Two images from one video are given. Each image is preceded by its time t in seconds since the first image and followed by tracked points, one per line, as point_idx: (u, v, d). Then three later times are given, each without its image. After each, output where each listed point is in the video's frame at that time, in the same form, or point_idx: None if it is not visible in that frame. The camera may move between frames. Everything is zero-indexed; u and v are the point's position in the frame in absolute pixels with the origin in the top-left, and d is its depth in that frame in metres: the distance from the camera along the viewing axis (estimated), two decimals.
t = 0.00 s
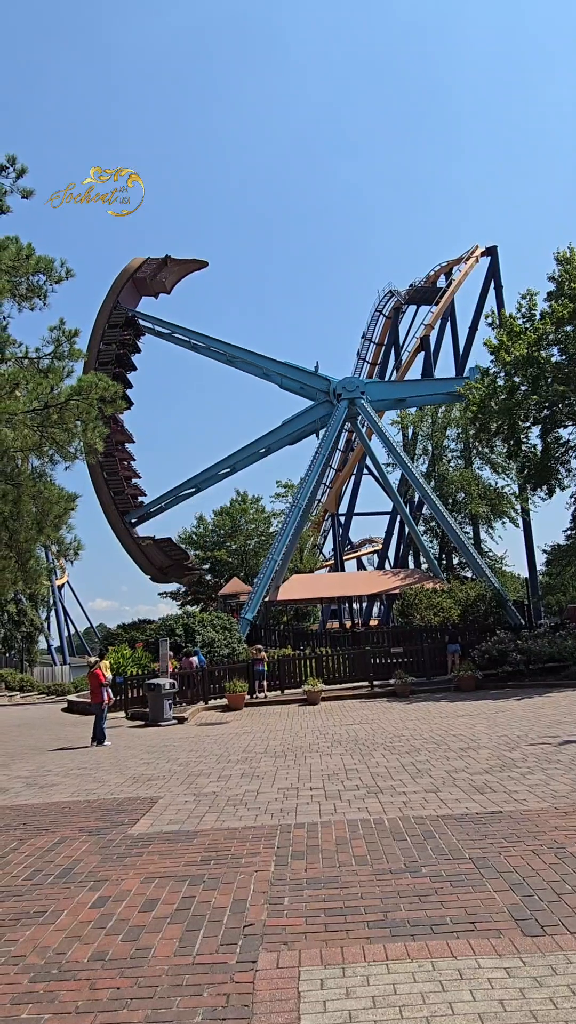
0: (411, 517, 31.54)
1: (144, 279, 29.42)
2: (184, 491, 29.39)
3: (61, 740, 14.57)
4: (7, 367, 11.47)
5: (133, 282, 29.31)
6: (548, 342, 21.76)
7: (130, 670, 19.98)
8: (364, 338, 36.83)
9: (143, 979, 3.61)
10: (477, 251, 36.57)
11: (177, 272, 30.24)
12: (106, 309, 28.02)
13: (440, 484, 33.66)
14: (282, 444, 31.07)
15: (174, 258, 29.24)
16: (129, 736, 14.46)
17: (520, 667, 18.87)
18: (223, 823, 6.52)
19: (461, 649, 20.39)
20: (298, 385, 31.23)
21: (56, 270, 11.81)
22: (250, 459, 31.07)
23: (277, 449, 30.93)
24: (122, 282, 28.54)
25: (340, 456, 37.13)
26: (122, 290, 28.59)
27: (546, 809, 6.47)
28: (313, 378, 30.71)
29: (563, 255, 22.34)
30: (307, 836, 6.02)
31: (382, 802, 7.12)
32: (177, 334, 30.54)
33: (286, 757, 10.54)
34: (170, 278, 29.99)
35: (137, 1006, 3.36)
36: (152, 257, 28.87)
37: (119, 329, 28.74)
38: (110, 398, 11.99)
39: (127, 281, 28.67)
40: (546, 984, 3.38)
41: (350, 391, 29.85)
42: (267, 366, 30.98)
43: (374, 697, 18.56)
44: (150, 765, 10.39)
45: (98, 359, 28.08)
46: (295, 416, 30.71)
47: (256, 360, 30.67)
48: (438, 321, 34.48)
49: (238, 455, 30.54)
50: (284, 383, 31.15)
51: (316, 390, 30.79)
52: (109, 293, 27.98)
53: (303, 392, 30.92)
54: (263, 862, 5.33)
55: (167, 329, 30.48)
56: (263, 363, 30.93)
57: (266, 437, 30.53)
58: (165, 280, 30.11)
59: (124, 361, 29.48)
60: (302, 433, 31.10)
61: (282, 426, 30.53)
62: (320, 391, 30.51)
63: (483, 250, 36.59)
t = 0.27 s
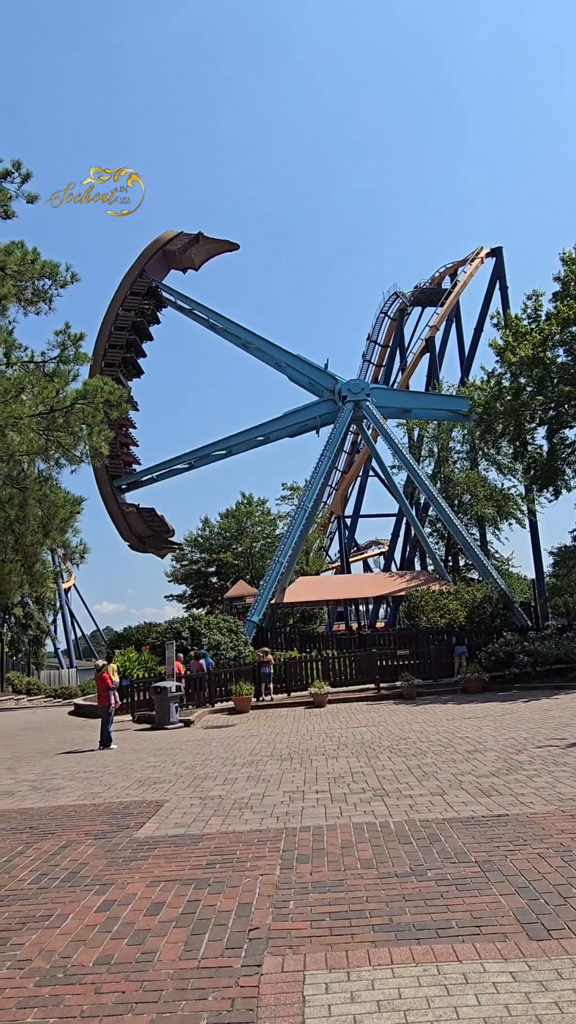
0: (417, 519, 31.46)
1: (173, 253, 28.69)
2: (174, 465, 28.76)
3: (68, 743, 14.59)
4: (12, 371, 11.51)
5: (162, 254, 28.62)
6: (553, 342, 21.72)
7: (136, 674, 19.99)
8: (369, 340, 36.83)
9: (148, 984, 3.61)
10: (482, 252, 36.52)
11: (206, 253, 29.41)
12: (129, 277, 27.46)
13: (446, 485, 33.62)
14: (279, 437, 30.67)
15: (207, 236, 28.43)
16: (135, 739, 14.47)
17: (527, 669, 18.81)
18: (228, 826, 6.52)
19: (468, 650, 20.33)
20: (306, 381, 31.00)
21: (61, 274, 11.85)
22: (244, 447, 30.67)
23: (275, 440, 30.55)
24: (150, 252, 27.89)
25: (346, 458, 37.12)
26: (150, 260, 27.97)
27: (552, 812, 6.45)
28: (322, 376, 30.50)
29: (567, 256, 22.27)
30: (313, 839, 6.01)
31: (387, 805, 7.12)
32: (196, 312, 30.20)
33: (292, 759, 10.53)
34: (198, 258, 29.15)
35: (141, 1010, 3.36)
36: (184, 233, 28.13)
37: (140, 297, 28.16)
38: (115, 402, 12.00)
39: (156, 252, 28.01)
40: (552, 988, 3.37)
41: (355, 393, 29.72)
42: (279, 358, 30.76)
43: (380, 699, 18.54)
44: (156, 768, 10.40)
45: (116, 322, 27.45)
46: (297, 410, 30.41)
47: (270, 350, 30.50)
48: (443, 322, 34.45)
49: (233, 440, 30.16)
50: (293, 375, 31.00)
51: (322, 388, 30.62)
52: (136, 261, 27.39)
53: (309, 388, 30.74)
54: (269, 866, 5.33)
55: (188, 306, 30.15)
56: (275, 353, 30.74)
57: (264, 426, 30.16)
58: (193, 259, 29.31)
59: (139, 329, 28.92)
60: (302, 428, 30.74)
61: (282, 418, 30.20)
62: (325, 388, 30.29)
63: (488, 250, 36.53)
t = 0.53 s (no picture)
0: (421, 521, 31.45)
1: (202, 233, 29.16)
2: (168, 440, 28.73)
3: (74, 746, 14.62)
4: (17, 375, 11.57)
5: (192, 233, 29.04)
6: (557, 343, 21.72)
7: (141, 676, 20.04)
8: (372, 342, 36.86)
9: (154, 986, 3.62)
10: (485, 253, 36.52)
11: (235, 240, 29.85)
12: (154, 251, 27.70)
13: (451, 487, 33.59)
14: (279, 428, 30.62)
15: (238, 221, 28.95)
16: (141, 742, 14.50)
17: (532, 671, 18.79)
18: (233, 829, 6.53)
19: (473, 652, 20.29)
20: (314, 377, 30.99)
21: (64, 278, 11.90)
22: (243, 433, 30.66)
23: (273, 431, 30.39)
24: (180, 229, 28.37)
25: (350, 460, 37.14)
26: (178, 237, 28.41)
27: (557, 813, 6.45)
28: (330, 373, 30.45)
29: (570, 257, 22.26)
30: (318, 841, 6.02)
31: (393, 807, 7.12)
32: (215, 296, 30.15)
33: (297, 762, 10.55)
34: (226, 243, 29.52)
35: (147, 1012, 3.38)
36: (217, 215, 28.74)
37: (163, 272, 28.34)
38: (118, 405, 12.04)
39: (185, 229, 28.48)
40: (557, 990, 3.37)
41: (358, 395, 29.61)
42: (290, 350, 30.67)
43: (385, 701, 18.53)
44: (161, 771, 10.42)
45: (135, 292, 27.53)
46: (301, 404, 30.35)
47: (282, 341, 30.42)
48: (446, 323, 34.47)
49: (233, 426, 30.11)
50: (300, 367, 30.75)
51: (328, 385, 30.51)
52: (164, 235, 27.74)
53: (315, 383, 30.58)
54: (274, 868, 5.34)
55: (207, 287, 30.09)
56: (287, 345, 30.69)
57: (265, 415, 30.12)
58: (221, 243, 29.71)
59: (158, 303, 29.00)
60: (302, 422, 30.68)
61: (284, 410, 30.16)
62: (330, 385, 30.29)
63: (491, 251, 36.53)
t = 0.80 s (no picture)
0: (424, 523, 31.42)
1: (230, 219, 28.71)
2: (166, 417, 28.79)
3: (79, 750, 14.62)
4: (20, 380, 11.60)
5: (220, 217, 28.75)
6: (559, 345, 21.73)
7: (145, 680, 20.04)
8: (374, 344, 36.90)
9: (163, 992, 3.62)
10: (486, 255, 36.56)
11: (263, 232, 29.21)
12: (179, 231, 27.83)
13: (453, 489, 33.60)
14: (278, 420, 30.54)
15: (266, 211, 28.24)
16: (146, 746, 14.49)
17: (536, 673, 18.77)
18: (239, 834, 6.52)
19: (476, 654, 20.28)
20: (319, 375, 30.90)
21: (66, 283, 11.94)
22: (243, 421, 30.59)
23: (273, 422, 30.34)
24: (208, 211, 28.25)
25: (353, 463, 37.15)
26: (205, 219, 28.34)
27: (564, 817, 6.44)
28: (334, 372, 30.40)
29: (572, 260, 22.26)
30: (324, 846, 6.01)
31: (398, 811, 7.11)
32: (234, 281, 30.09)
33: (302, 766, 10.54)
34: (252, 231, 28.75)
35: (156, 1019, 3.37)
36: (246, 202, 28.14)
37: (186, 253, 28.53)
38: (121, 410, 12.06)
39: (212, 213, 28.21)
40: (566, 996, 3.36)
41: (360, 397, 29.63)
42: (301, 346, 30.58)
43: (389, 704, 18.52)
44: (166, 776, 10.42)
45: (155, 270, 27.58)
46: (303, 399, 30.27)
47: (293, 335, 30.30)
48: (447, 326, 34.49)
49: (232, 411, 30.13)
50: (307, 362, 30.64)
51: (331, 384, 30.48)
52: (190, 217, 27.78)
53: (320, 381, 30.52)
54: (280, 874, 5.33)
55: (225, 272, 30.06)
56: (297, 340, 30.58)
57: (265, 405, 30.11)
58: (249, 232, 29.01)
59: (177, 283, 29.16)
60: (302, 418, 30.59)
61: (285, 403, 30.12)
62: (334, 384, 30.26)
63: (492, 253, 36.55)
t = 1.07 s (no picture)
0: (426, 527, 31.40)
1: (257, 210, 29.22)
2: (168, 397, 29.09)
3: (82, 756, 14.60)
4: (22, 386, 11.64)
5: (247, 207, 29.22)
6: (560, 348, 21.76)
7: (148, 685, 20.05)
8: (374, 348, 36.97)
9: (171, 998, 3.62)
10: (486, 259, 36.62)
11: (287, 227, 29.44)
12: (204, 216, 27.99)
13: (455, 493, 33.62)
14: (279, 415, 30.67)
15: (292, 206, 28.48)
16: (149, 751, 14.49)
17: (539, 676, 18.74)
18: (244, 839, 6.52)
19: (479, 657, 20.26)
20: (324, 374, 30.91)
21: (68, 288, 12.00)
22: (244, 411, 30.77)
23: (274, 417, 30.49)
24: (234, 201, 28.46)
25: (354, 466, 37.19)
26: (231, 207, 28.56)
27: (569, 820, 6.43)
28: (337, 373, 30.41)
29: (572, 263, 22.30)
30: (329, 851, 6.01)
31: (403, 815, 7.11)
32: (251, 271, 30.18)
33: (306, 770, 10.53)
34: (276, 225, 29.28)
35: None
36: (274, 195, 28.69)
37: (208, 239, 28.66)
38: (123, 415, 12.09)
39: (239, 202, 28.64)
40: (574, 999, 3.36)
41: (361, 401, 29.67)
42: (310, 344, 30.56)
43: (392, 708, 18.50)
44: (169, 780, 10.42)
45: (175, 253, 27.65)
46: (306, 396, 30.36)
47: (302, 332, 30.29)
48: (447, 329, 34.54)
49: (235, 400, 30.44)
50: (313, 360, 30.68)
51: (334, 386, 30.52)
52: (216, 204, 28.07)
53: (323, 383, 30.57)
54: (286, 878, 5.33)
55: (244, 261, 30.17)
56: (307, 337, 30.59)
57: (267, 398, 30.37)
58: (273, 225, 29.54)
59: (197, 268, 29.25)
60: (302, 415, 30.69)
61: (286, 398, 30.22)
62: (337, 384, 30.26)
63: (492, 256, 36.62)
